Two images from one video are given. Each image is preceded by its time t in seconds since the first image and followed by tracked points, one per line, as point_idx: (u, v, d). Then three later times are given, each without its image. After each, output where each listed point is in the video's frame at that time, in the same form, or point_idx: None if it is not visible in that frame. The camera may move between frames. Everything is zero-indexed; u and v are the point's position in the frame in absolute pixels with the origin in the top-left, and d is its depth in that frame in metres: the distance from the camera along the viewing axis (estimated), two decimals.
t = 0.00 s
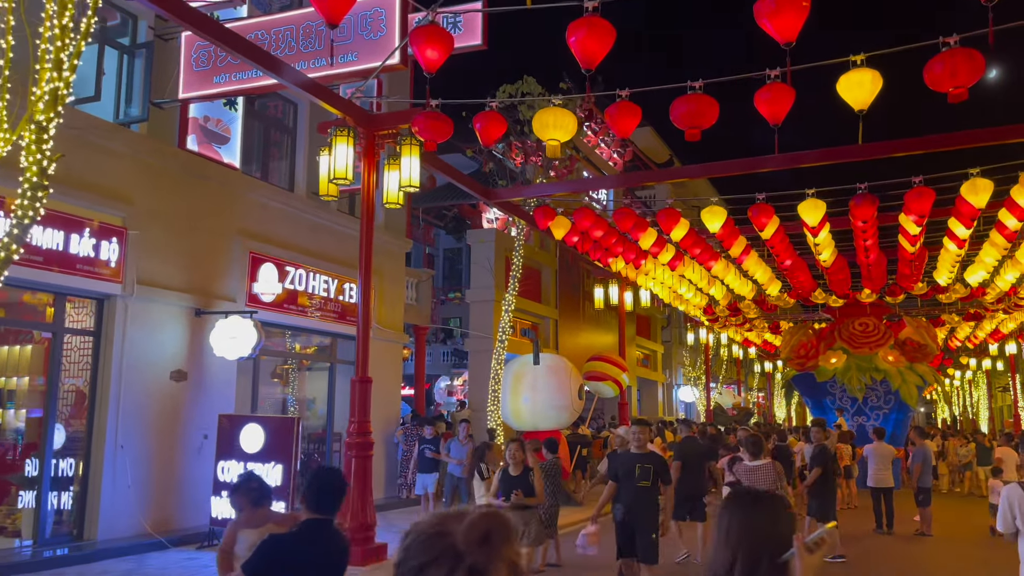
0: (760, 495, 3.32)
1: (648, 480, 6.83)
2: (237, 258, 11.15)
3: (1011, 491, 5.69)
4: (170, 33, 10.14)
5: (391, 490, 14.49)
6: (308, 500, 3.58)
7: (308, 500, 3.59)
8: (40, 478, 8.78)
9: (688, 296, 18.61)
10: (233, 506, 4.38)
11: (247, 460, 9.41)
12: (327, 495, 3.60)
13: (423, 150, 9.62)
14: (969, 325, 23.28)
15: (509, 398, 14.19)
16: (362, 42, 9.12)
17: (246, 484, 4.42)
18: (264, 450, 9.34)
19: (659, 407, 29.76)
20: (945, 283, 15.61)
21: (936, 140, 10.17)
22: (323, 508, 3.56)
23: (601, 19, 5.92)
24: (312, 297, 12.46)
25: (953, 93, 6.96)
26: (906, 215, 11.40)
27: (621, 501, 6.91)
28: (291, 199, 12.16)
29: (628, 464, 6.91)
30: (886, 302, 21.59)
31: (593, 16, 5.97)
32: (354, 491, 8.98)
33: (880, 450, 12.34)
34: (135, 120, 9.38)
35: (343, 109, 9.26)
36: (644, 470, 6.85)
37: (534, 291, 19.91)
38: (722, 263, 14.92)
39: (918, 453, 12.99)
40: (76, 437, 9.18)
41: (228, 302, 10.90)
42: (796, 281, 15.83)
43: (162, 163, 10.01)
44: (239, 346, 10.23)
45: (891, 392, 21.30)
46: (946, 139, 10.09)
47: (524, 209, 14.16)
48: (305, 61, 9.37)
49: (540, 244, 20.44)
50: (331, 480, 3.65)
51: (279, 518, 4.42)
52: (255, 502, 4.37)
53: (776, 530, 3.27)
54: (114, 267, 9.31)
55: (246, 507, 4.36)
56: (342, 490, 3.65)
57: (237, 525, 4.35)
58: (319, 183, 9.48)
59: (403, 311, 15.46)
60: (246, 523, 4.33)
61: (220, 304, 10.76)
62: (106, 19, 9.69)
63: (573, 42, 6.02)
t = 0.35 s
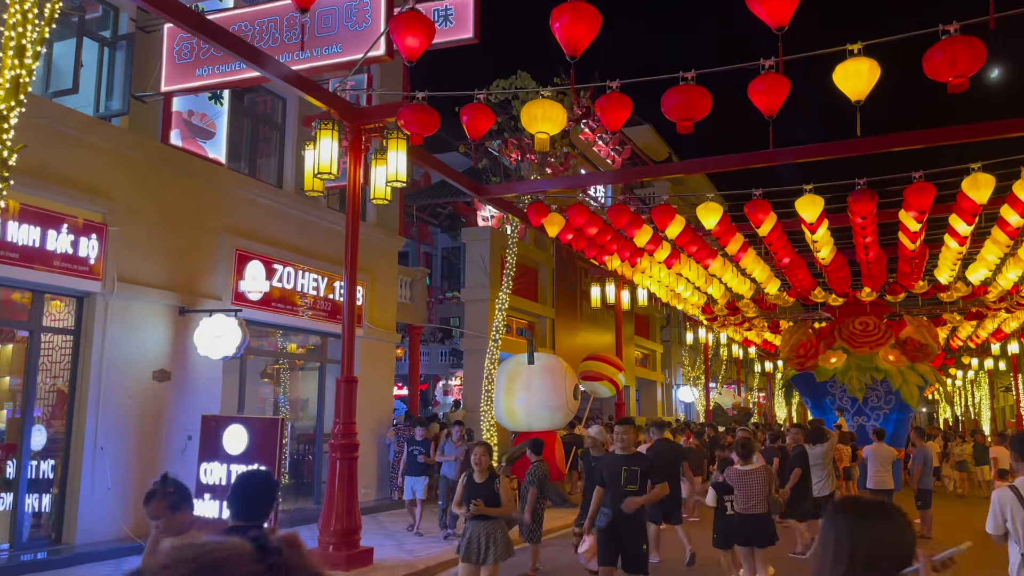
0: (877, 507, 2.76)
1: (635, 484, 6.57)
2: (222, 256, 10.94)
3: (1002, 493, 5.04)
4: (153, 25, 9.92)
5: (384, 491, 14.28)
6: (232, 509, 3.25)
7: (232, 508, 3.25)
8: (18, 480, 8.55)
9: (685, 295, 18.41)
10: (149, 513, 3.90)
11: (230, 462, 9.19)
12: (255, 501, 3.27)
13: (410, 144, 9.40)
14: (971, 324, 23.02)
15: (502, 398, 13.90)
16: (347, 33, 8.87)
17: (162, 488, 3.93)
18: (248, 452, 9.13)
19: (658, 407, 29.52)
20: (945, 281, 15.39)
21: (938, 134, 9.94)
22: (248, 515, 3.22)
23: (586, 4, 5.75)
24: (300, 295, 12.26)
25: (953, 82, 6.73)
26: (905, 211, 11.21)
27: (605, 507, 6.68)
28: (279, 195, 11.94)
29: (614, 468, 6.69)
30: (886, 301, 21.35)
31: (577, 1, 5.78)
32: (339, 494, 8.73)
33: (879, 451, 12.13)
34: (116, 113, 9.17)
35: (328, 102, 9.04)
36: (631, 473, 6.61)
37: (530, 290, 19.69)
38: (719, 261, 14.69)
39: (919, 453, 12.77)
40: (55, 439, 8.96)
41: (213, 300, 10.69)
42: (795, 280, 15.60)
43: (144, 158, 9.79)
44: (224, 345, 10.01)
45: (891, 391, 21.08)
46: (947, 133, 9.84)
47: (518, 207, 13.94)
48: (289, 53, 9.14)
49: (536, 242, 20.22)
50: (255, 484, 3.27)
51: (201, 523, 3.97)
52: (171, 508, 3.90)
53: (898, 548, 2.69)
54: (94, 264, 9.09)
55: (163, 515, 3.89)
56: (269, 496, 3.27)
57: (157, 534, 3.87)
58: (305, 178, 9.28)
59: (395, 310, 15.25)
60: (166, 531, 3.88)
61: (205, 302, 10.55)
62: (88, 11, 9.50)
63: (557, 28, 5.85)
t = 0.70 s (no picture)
0: None
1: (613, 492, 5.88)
2: (210, 252, 10.69)
3: (995, 495, 4.64)
4: (138, 15, 9.67)
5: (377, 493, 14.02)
6: (169, 512, 2.99)
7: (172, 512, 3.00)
8: None
9: (686, 293, 18.13)
10: (76, 524, 3.57)
11: (215, 463, 8.94)
12: (196, 504, 3.00)
13: (399, 136, 9.14)
14: (976, 323, 22.70)
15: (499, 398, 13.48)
16: (334, 21, 8.61)
17: (88, 496, 3.62)
18: (232, 453, 8.87)
19: (659, 407, 29.21)
20: (951, 279, 15.10)
21: (944, 125, 9.65)
22: (191, 520, 2.98)
23: None
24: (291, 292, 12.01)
25: (961, 67, 6.45)
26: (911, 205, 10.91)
27: (580, 518, 5.85)
28: (269, 190, 11.68)
29: (588, 475, 5.91)
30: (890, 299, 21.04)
31: None
32: (326, 496, 8.48)
33: (883, 451, 11.85)
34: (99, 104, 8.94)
35: (315, 93, 8.78)
36: (607, 478, 5.86)
37: (529, 288, 19.41)
38: (720, 258, 14.41)
39: (924, 454, 12.47)
40: (37, 440, 8.70)
41: (200, 297, 10.44)
42: (797, 277, 15.31)
43: (128, 151, 9.54)
44: (209, 343, 9.75)
45: (895, 391, 20.79)
46: (954, 124, 9.54)
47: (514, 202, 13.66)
48: (275, 42, 8.88)
49: (535, 240, 19.95)
50: (197, 486, 3.03)
51: (134, 532, 3.74)
52: (100, 517, 3.59)
53: None
54: (74, 260, 8.84)
55: (90, 525, 3.57)
56: (213, 499, 3.04)
57: (85, 546, 3.60)
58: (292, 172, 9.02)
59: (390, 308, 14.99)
60: (93, 542, 3.59)
61: (192, 299, 10.30)
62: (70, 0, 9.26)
63: (545, 9, 5.63)
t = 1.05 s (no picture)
0: None
1: (585, 496, 5.22)
2: (199, 247, 10.45)
3: (989, 485, 4.76)
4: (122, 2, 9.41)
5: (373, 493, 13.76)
6: (100, 515, 2.80)
7: (100, 519, 2.80)
8: None
9: (689, 290, 17.84)
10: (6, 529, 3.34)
11: (200, 463, 8.69)
12: (128, 510, 2.81)
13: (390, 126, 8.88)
14: (984, 321, 22.34)
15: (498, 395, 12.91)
16: (322, 7, 8.34)
17: (11, 492, 3.86)
18: (218, 452, 8.62)
19: (662, 406, 28.90)
20: (959, 275, 14.78)
21: (953, 113, 9.34)
22: (123, 527, 2.79)
23: None
24: (282, 288, 11.78)
25: (971, 47, 6.17)
26: (919, 197, 10.60)
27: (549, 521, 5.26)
28: (260, 184, 11.44)
29: (559, 476, 5.30)
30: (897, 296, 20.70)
31: None
32: (313, 497, 8.22)
33: (891, 451, 11.57)
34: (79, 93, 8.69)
35: (304, 81, 8.51)
36: (578, 482, 5.23)
37: (530, 285, 19.14)
38: (723, 253, 14.11)
39: (931, 454, 12.19)
40: (17, 439, 8.45)
41: (188, 293, 10.20)
42: (802, 273, 15.00)
43: (112, 142, 9.30)
44: (196, 340, 9.52)
45: (902, 389, 20.45)
46: (964, 113, 9.24)
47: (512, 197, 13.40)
48: (261, 29, 8.62)
49: (535, 236, 19.68)
50: (132, 490, 2.85)
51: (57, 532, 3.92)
52: (21, 514, 3.82)
53: None
54: (55, 253, 8.59)
55: (11, 521, 3.81)
56: (148, 504, 2.85)
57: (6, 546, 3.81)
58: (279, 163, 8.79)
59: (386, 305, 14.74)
60: (15, 543, 3.80)
61: (179, 294, 10.06)
62: None
63: None
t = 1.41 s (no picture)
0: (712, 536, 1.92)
1: (556, 500, 4.76)
2: (189, 245, 10.22)
3: (1000, 489, 4.85)
4: None
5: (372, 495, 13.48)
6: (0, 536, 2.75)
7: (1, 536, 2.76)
8: None
9: (694, 288, 17.55)
10: None
11: (188, 465, 8.46)
12: (32, 529, 2.77)
13: (382, 118, 8.63)
14: (994, 320, 21.98)
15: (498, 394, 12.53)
16: None
17: None
18: (206, 454, 8.39)
19: (668, 406, 28.59)
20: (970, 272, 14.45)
21: (964, 103, 9.02)
22: (26, 546, 2.75)
23: None
24: (276, 287, 11.55)
25: (985, 30, 5.87)
26: (929, 191, 10.29)
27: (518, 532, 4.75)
28: (253, 179, 11.21)
29: (528, 481, 4.86)
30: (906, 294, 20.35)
31: None
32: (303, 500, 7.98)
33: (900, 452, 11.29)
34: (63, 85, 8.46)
35: (294, 71, 8.26)
36: (548, 486, 4.79)
37: (532, 284, 18.88)
38: (728, 250, 13.81)
39: (942, 455, 11.88)
40: None
41: (179, 290, 9.98)
42: (809, 271, 14.70)
43: (99, 136, 9.08)
44: (185, 339, 9.31)
45: (912, 389, 20.11)
46: (976, 103, 8.92)
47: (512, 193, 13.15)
48: (249, 19, 8.38)
49: (538, 234, 19.41)
50: (39, 508, 2.81)
51: None
52: None
53: None
54: (39, 250, 8.36)
55: None
56: (52, 522, 2.81)
57: None
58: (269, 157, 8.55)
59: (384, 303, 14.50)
60: None
61: (169, 292, 9.82)
62: None
63: None
